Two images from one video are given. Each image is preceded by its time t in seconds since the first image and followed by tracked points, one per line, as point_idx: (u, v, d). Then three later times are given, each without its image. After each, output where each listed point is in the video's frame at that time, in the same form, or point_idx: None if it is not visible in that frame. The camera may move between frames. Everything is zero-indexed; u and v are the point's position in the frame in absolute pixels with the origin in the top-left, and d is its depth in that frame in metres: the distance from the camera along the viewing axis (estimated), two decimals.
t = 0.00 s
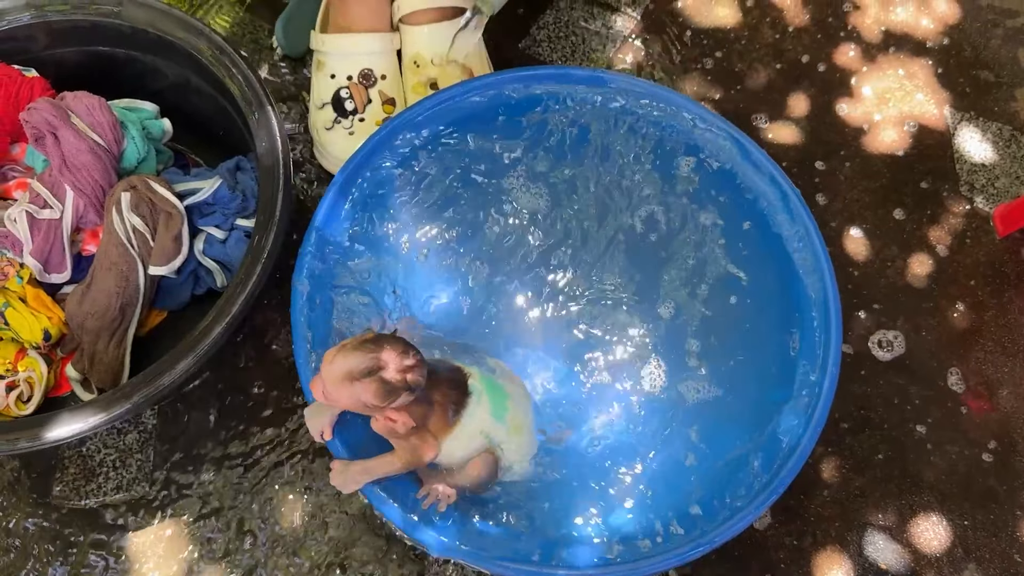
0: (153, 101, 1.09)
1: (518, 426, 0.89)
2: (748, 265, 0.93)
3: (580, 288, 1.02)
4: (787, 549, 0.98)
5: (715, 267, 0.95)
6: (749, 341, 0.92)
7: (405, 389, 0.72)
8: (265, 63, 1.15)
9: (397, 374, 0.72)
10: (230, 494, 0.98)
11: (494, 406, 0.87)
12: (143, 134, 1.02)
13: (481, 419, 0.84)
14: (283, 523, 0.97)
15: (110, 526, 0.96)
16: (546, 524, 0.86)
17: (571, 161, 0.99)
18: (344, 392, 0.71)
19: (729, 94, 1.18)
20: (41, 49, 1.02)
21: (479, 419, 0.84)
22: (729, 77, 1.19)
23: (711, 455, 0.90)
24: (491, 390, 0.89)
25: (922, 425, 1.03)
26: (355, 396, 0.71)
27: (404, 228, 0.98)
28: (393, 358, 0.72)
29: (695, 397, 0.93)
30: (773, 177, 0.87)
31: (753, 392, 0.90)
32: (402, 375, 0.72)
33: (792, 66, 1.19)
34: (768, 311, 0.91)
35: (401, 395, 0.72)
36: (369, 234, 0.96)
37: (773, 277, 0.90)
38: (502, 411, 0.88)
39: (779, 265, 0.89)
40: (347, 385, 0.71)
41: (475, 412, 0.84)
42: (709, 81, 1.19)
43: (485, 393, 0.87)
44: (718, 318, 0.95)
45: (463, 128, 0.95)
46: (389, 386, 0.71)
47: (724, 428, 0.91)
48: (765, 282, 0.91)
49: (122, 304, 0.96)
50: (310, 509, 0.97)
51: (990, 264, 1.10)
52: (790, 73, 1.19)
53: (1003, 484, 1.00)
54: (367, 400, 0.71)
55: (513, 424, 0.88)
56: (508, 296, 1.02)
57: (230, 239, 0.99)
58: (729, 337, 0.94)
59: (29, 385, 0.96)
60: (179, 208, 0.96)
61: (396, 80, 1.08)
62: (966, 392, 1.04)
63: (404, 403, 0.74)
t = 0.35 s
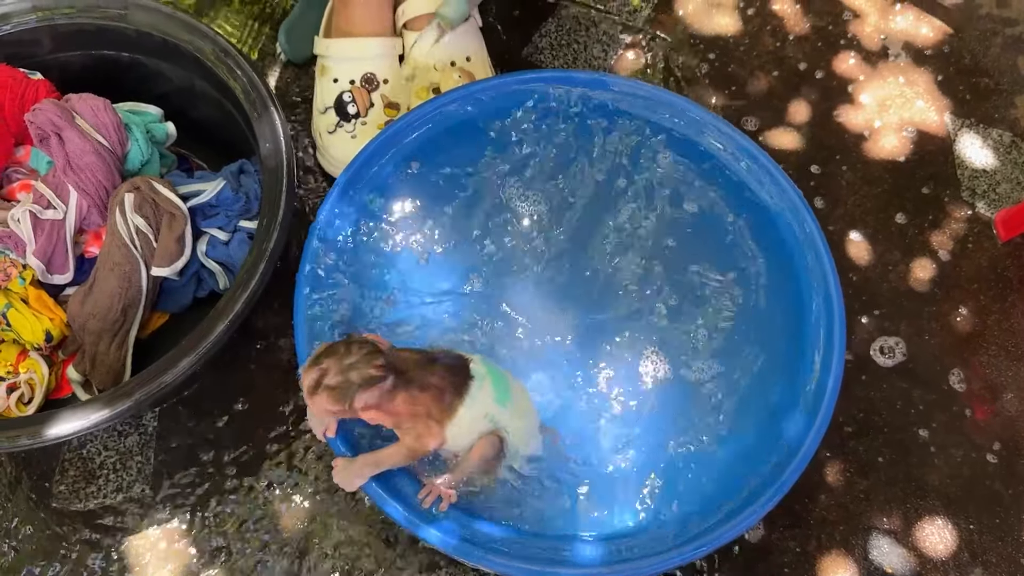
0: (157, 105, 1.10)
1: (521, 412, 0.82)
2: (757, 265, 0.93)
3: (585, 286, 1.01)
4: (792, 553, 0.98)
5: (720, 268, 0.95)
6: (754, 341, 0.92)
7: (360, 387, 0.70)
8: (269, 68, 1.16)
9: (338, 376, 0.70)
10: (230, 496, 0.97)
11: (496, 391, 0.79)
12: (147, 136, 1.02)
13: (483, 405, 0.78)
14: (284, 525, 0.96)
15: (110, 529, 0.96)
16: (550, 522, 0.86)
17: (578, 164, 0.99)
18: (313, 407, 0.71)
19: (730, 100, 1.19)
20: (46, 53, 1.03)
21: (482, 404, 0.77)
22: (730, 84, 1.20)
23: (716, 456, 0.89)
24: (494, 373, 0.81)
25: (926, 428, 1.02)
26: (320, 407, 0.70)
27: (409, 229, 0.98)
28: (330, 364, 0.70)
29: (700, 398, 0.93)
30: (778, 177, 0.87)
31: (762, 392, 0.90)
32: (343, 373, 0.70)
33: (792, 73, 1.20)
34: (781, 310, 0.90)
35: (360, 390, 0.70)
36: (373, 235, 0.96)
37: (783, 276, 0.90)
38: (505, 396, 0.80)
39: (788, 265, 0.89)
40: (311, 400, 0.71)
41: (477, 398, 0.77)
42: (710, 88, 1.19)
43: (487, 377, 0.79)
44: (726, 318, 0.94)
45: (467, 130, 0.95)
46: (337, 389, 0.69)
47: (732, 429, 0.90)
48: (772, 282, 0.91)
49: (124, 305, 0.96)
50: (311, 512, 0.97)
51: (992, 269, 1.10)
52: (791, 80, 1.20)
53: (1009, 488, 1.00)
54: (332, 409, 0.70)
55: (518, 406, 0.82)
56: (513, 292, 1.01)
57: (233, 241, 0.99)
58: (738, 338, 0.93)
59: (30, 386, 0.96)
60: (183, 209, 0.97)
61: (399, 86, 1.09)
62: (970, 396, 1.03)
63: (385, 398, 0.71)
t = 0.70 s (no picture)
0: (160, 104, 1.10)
1: (519, 400, 0.85)
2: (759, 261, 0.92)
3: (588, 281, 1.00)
4: (796, 551, 0.97)
5: (722, 265, 0.95)
6: (756, 337, 0.91)
7: (386, 353, 0.70)
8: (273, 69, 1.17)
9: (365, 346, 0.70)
10: (231, 492, 0.96)
11: (499, 375, 0.82)
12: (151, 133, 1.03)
13: (490, 384, 0.79)
14: (284, 522, 0.95)
15: (109, 525, 0.95)
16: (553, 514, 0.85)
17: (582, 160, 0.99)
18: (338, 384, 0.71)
19: (731, 102, 1.20)
20: (52, 51, 1.04)
21: (489, 386, 0.79)
22: (731, 86, 1.20)
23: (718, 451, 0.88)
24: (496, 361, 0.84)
25: (931, 427, 1.02)
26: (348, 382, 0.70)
27: (411, 227, 0.99)
28: (356, 340, 0.70)
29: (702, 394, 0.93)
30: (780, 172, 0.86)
31: (764, 387, 0.89)
32: (372, 342, 0.70)
33: (793, 75, 1.20)
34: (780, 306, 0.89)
35: (390, 357, 0.71)
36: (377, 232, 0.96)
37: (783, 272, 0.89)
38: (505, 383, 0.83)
39: (788, 260, 0.88)
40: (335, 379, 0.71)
41: (484, 376, 0.79)
42: (712, 90, 1.20)
43: (492, 362, 0.82)
44: (731, 313, 0.94)
45: (473, 130, 0.96)
46: (368, 358, 0.70)
47: (735, 424, 0.89)
48: (774, 278, 0.90)
49: (127, 300, 0.96)
50: (311, 508, 0.96)
51: (995, 268, 1.10)
52: (792, 82, 1.20)
53: (1014, 486, 0.99)
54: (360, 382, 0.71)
55: (517, 393, 0.85)
56: (517, 285, 1.01)
57: (236, 236, 0.99)
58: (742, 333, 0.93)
59: (31, 381, 0.95)
60: (186, 204, 0.97)
61: (401, 88, 1.09)
62: (975, 395, 1.03)
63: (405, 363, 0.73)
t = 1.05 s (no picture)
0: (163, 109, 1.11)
1: (522, 397, 0.91)
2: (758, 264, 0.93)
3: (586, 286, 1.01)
4: (798, 554, 0.96)
5: (720, 266, 0.95)
6: (755, 338, 0.91)
7: (385, 343, 0.82)
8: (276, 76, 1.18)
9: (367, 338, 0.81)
10: (231, 494, 0.96)
11: (501, 376, 0.91)
12: (154, 137, 1.04)
13: (489, 383, 0.89)
14: (283, 524, 0.95)
15: (107, 527, 0.94)
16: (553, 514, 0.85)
17: (580, 164, 1.00)
18: (339, 375, 0.79)
19: (730, 110, 1.20)
20: (57, 56, 1.04)
21: (490, 386, 0.88)
22: (730, 93, 1.21)
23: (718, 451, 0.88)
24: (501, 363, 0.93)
25: (932, 430, 1.01)
26: (349, 372, 0.79)
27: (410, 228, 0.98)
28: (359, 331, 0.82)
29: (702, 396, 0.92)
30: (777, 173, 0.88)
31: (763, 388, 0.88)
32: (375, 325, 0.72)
33: (793, 83, 1.21)
34: (777, 307, 0.90)
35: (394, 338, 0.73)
36: (376, 233, 0.96)
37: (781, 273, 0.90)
38: (507, 381, 0.91)
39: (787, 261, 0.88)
40: (338, 369, 0.79)
41: (485, 374, 0.89)
42: (712, 98, 1.21)
43: (495, 363, 0.91)
44: (729, 315, 0.94)
45: (473, 133, 0.97)
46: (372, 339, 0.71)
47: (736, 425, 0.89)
48: (772, 278, 0.90)
49: (128, 301, 0.96)
50: (310, 509, 0.95)
51: (994, 274, 1.10)
52: (792, 90, 1.21)
53: (1016, 490, 0.99)
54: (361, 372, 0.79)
55: (520, 392, 0.92)
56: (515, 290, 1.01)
57: (237, 238, 0.99)
58: (740, 334, 0.92)
59: (31, 382, 0.95)
60: (188, 205, 0.97)
61: (404, 96, 1.10)
62: (975, 399, 1.03)
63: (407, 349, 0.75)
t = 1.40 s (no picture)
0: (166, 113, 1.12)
1: (524, 388, 0.88)
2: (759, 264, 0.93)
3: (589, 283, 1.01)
4: (798, 555, 0.96)
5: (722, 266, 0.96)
6: (756, 337, 0.91)
7: (370, 355, 0.72)
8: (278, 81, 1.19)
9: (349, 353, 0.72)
10: (229, 494, 0.95)
11: (500, 372, 0.85)
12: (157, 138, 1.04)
13: (485, 380, 0.83)
14: (282, 524, 0.94)
15: (105, 526, 0.94)
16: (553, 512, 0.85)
17: (580, 166, 1.00)
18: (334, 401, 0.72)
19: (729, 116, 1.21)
20: (62, 59, 1.05)
21: (489, 383, 0.83)
22: (728, 100, 1.22)
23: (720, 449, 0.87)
24: (495, 359, 0.87)
25: (932, 432, 1.01)
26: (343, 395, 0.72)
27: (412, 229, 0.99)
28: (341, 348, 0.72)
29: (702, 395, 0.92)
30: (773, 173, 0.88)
31: (765, 387, 0.88)
32: (356, 347, 0.72)
33: (790, 90, 1.22)
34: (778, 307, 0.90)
35: (377, 358, 0.73)
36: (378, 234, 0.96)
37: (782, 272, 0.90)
38: (507, 374, 0.86)
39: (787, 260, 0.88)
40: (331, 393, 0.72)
41: (480, 371, 0.83)
42: (710, 104, 1.22)
43: (490, 359, 0.86)
44: (730, 313, 0.94)
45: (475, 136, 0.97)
46: (355, 363, 0.72)
47: (738, 423, 0.88)
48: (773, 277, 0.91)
49: (129, 300, 0.96)
50: (309, 510, 0.95)
51: (992, 278, 1.10)
52: (789, 97, 1.22)
53: (1016, 492, 0.99)
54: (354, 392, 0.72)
55: (516, 384, 0.86)
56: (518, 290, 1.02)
57: (239, 239, 0.99)
58: (741, 333, 0.93)
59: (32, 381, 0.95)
60: (190, 204, 0.97)
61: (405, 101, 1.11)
62: (974, 402, 1.03)
63: (392, 364, 0.75)
